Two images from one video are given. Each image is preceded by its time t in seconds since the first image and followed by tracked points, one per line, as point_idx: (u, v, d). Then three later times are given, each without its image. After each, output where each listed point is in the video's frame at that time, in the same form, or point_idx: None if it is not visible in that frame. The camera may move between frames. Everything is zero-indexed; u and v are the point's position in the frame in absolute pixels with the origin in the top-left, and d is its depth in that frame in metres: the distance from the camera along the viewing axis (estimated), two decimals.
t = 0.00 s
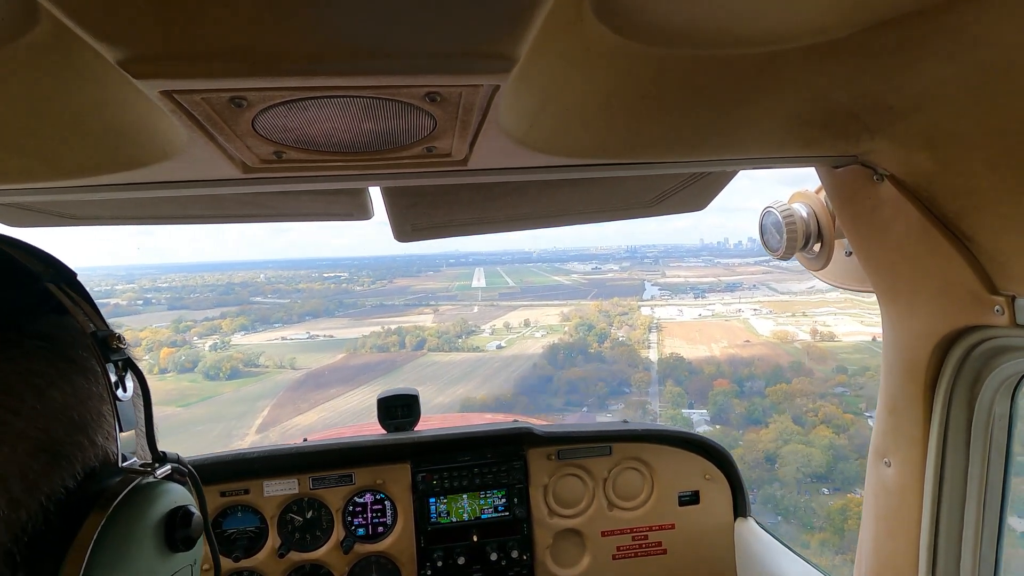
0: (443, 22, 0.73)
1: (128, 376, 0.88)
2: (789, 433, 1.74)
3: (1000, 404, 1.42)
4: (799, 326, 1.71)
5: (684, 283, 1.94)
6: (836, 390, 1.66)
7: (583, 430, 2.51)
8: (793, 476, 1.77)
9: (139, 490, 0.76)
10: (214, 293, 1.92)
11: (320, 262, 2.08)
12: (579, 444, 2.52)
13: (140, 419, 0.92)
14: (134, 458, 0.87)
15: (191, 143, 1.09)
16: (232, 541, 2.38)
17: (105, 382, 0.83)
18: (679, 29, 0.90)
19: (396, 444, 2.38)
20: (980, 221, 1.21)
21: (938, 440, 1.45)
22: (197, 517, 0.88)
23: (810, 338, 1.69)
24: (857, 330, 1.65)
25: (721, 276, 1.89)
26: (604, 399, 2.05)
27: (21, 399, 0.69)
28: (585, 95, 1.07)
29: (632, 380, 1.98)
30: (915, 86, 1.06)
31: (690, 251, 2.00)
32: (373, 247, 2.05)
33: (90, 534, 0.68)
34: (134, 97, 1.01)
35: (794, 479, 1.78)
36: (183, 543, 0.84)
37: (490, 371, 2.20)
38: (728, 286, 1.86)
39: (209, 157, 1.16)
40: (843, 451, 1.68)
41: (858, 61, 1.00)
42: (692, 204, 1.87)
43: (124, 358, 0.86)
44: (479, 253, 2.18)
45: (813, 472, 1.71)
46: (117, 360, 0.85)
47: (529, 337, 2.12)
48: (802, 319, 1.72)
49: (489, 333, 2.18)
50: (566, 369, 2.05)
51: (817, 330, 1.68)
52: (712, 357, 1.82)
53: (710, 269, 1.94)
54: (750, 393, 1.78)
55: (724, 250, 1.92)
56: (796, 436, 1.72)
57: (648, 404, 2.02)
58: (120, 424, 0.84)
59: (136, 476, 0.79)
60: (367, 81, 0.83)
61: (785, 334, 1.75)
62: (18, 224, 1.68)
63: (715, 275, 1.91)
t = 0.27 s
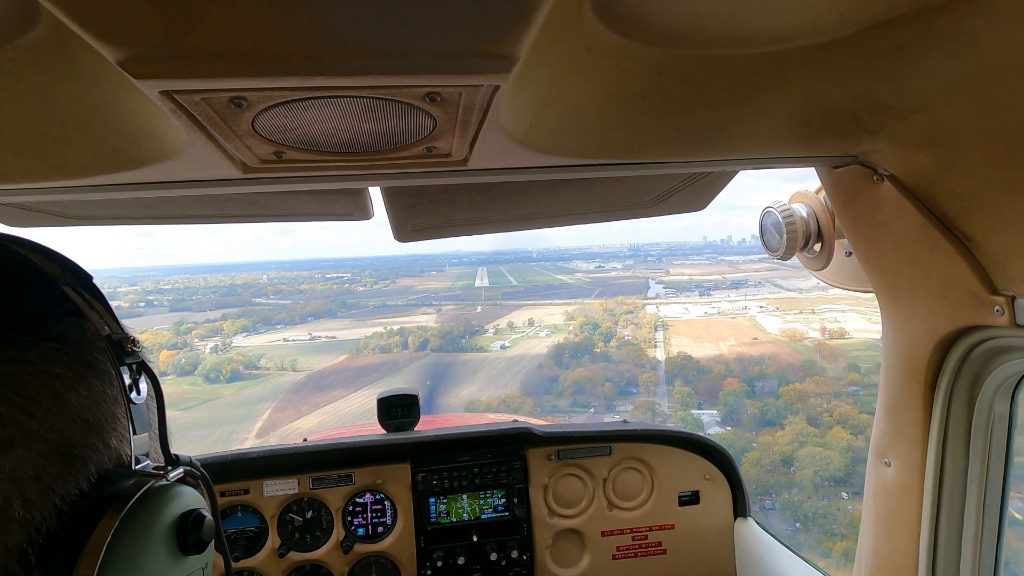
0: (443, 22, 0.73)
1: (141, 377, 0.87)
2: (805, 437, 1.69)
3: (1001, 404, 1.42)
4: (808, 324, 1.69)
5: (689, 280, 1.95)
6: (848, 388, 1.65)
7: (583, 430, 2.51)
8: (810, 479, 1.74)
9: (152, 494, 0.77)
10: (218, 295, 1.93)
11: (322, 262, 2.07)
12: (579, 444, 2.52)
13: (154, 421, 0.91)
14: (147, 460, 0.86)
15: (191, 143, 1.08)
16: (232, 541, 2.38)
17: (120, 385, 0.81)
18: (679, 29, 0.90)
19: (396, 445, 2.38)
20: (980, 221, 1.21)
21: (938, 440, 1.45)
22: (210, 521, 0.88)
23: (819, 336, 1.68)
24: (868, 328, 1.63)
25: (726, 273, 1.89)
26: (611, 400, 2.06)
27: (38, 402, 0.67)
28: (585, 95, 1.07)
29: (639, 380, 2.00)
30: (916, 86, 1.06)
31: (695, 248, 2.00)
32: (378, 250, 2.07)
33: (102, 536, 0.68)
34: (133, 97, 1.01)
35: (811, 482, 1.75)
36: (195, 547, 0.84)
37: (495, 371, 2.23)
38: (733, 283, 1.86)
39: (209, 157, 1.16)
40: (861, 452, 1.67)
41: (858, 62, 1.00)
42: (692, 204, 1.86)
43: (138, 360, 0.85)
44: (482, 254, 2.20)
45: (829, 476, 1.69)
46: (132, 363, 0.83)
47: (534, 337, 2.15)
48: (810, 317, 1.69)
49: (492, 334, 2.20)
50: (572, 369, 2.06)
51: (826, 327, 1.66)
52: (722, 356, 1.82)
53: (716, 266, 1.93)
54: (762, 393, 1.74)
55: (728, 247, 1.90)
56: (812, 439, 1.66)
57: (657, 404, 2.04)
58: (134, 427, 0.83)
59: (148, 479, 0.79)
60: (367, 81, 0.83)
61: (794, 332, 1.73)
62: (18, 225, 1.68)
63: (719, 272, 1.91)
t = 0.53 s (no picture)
0: (443, 21, 0.73)
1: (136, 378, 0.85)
2: (820, 439, 1.69)
3: (1000, 404, 1.42)
4: (816, 322, 1.69)
5: (693, 279, 1.94)
6: (862, 387, 1.66)
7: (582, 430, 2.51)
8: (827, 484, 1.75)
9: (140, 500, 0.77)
10: (217, 296, 1.93)
11: (323, 263, 2.08)
12: (579, 444, 2.52)
13: (147, 423, 0.91)
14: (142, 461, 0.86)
15: (191, 143, 1.08)
16: (232, 541, 2.38)
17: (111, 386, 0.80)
18: (679, 29, 0.89)
19: (395, 445, 2.38)
20: (979, 221, 1.21)
21: (938, 440, 1.45)
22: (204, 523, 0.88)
23: (828, 335, 1.68)
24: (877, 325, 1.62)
25: (729, 271, 1.89)
26: (618, 401, 2.06)
27: (26, 404, 0.67)
28: (585, 95, 1.07)
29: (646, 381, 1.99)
30: (916, 86, 1.06)
31: (697, 246, 1.99)
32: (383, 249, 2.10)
33: (90, 540, 0.69)
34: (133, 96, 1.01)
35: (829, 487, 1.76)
36: (189, 550, 0.84)
37: (498, 372, 2.23)
38: (737, 281, 1.87)
39: (209, 157, 1.16)
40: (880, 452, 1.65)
41: (858, 62, 1.00)
42: (693, 204, 1.86)
43: (131, 360, 0.84)
44: (483, 254, 2.20)
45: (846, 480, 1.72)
46: (124, 363, 0.82)
47: (536, 336, 2.11)
48: (818, 315, 1.70)
49: (495, 333, 2.17)
50: (577, 370, 2.01)
51: (835, 325, 1.67)
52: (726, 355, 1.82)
53: (719, 264, 1.93)
54: (773, 393, 1.75)
55: (728, 245, 1.91)
56: (828, 441, 1.69)
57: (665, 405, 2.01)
58: (129, 428, 0.82)
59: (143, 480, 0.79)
60: (367, 81, 0.83)
61: (802, 330, 1.72)
62: (17, 225, 1.68)
63: (723, 270, 1.91)
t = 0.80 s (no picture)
0: (443, 21, 0.73)
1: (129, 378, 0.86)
2: (835, 444, 1.69)
3: (1000, 404, 1.42)
4: (822, 323, 1.67)
5: (694, 279, 1.94)
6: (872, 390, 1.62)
7: (582, 430, 2.51)
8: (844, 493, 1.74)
9: (133, 501, 0.76)
10: (219, 297, 1.94)
11: (324, 265, 2.09)
12: (579, 444, 2.52)
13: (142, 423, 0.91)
14: (135, 462, 0.86)
15: (191, 143, 1.08)
16: (231, 541, 2.38)
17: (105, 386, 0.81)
18: (678, 29, 0.89)
19: (395, 445, 2.39)
20: (979, 222, 1.21)
21: (938, 440, 1.45)
22: (198, 524, 0.89)
23: (834, 335, 1.65)
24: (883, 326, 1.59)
25: (731, 271, 1.90)
26: (623, 403, 2.11)
27: (18, 405, 0.67)
28: (586, 95, 1.07)
29: (651, 383, 2.04)
30: (916, 86, 1.06)
31: (699, 247, 2.00)
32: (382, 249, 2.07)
33: (84, 541, 0.69)
34: (132, 97, 1.01)
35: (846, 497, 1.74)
36: (183, 551, 0.85)
37: (500, 374, 2.23)
38: (739, 281, 1.87)
39: (209, 157, 1.16)
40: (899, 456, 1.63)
41: (858, 62, 1.00)
42: (693, 204, 1.86)
43: (125, 361, 0.84)
44: (484, 254, 2.20)
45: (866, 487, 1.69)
46: (119, 363, 0.82)
47: (538, 337, 2.12)
48: (823, 315, 1.68)
49: (496, 335, 2.18)
50: (580, 372, 2.05)
51: (843, 326, 1.64)
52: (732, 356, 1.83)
53: (720, 265, 1.94)
54: (782, 397, 1.74)
55: (730, 246, 1.92)
56: (842, 447, 1.69)
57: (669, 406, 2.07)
58: (121, 428, 0.83)
59: (137, 481, 0.79)
60: (367, 81, 0.83)
61: (809, 331, 1.70)
62: (19, 225, 1.68)
63: (724, 271, 1.92)
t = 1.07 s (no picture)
0: (443, 21, 0.73)
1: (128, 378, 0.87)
2: (850, 450, 1.68)
3: (1000, 404, 1.42)
4: (827, 325, 1.67)
5: (695, 280, 1.95)
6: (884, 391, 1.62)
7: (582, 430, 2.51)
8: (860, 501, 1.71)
9: (133, 501, 0.76)
10: (217, 299, 1.93)
11: (323, 266, 2.09)
12: (579, 444, 2.52)
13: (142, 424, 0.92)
14: (135, 462, 0.87)
15: (191, 143, 1.08)
16: (231, 540, 2.38)
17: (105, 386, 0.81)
18: (678, 29, 0.89)
19: (395, 445, 2.39)
20: (979, 221, 1.21)
21: (938, 440, 1.45)
22: (198, 524, 0.89)
23: (840, 337, 1.65)
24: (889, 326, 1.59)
25: (733, 272, 1.90)
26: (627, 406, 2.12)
27: (17, 405, 0.67)
28: (586, 95, 1.07)
29: (654, 387, 2.01)
30: (916, 86, 1.06)
31: (700, 248, 2.00)
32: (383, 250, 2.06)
33: (85, 541, 0.69)
34: (132, 97, 1.01)
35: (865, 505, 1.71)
36: (183, 550, 0.85)
37: (500, 377, 2.25)
38: (740, 282, 1.88)
39: (209, 157, 1.16)
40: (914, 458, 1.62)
41: (858, 61, 1.00)
42: (693, 204, 1.86)
43: (124, 361, 0.85)
44: (484, 255, 2.19)
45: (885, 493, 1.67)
46: (118, 363, 0.83)
47: (539, 339, 2.12)
48: (828, 317, 1.69)
49: (497, 337, 2.19)
50: (582, 375, 2.08)
51: (849, 327, 1.65)
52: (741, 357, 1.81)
53: (721, 266, 1.94)
54: (790, 400, 1.70)
55: (731, 247, 1.90)
56: (857, 453, 1.68)
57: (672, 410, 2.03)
58: (121, 428, 0.83)
59: (136, 481, 0.79)
60: (367, 81, 0.83)
61: (814, 334, 1.69)
62: (19, 225, 1.68)
63: (725, 272, 1.92)
